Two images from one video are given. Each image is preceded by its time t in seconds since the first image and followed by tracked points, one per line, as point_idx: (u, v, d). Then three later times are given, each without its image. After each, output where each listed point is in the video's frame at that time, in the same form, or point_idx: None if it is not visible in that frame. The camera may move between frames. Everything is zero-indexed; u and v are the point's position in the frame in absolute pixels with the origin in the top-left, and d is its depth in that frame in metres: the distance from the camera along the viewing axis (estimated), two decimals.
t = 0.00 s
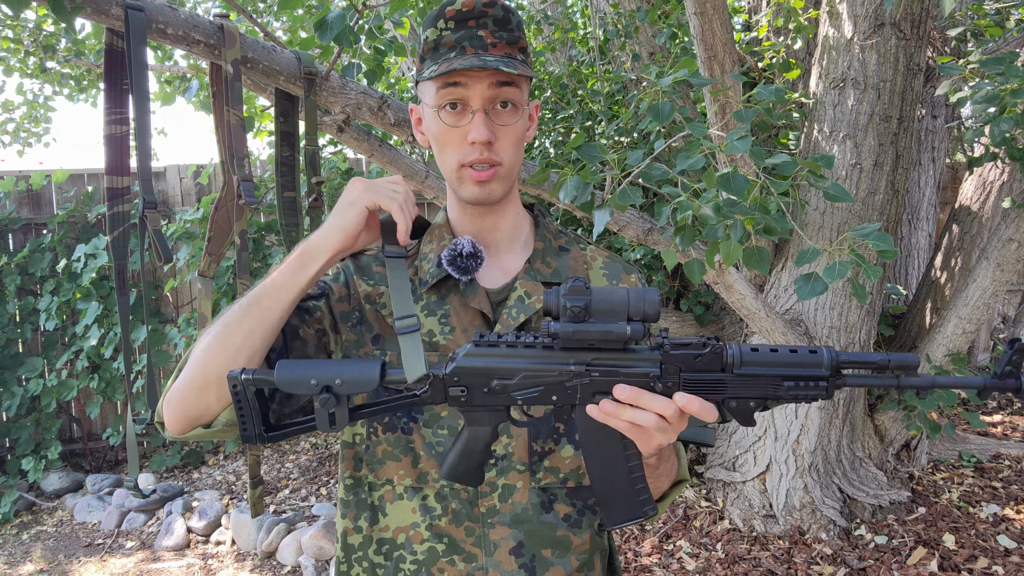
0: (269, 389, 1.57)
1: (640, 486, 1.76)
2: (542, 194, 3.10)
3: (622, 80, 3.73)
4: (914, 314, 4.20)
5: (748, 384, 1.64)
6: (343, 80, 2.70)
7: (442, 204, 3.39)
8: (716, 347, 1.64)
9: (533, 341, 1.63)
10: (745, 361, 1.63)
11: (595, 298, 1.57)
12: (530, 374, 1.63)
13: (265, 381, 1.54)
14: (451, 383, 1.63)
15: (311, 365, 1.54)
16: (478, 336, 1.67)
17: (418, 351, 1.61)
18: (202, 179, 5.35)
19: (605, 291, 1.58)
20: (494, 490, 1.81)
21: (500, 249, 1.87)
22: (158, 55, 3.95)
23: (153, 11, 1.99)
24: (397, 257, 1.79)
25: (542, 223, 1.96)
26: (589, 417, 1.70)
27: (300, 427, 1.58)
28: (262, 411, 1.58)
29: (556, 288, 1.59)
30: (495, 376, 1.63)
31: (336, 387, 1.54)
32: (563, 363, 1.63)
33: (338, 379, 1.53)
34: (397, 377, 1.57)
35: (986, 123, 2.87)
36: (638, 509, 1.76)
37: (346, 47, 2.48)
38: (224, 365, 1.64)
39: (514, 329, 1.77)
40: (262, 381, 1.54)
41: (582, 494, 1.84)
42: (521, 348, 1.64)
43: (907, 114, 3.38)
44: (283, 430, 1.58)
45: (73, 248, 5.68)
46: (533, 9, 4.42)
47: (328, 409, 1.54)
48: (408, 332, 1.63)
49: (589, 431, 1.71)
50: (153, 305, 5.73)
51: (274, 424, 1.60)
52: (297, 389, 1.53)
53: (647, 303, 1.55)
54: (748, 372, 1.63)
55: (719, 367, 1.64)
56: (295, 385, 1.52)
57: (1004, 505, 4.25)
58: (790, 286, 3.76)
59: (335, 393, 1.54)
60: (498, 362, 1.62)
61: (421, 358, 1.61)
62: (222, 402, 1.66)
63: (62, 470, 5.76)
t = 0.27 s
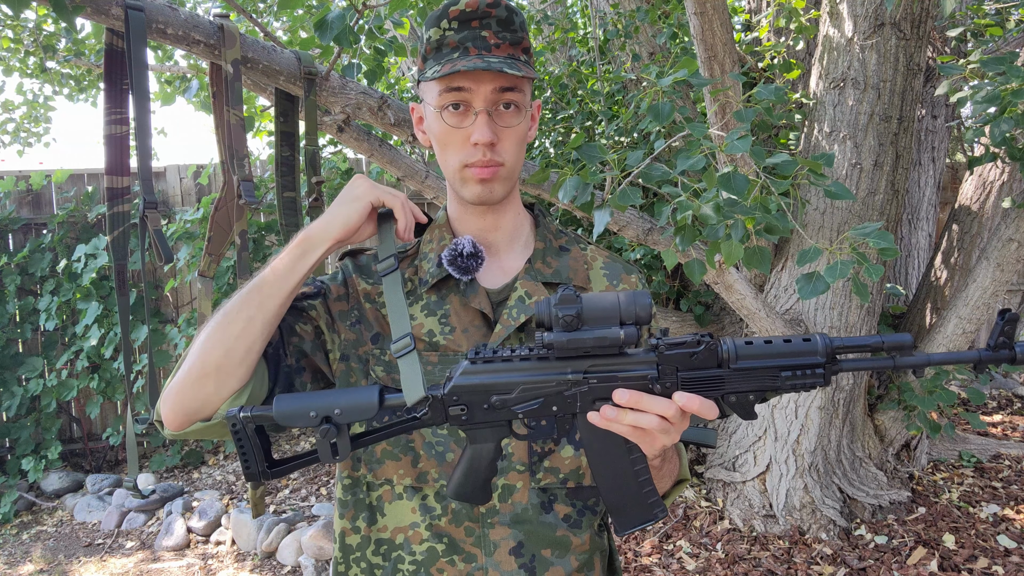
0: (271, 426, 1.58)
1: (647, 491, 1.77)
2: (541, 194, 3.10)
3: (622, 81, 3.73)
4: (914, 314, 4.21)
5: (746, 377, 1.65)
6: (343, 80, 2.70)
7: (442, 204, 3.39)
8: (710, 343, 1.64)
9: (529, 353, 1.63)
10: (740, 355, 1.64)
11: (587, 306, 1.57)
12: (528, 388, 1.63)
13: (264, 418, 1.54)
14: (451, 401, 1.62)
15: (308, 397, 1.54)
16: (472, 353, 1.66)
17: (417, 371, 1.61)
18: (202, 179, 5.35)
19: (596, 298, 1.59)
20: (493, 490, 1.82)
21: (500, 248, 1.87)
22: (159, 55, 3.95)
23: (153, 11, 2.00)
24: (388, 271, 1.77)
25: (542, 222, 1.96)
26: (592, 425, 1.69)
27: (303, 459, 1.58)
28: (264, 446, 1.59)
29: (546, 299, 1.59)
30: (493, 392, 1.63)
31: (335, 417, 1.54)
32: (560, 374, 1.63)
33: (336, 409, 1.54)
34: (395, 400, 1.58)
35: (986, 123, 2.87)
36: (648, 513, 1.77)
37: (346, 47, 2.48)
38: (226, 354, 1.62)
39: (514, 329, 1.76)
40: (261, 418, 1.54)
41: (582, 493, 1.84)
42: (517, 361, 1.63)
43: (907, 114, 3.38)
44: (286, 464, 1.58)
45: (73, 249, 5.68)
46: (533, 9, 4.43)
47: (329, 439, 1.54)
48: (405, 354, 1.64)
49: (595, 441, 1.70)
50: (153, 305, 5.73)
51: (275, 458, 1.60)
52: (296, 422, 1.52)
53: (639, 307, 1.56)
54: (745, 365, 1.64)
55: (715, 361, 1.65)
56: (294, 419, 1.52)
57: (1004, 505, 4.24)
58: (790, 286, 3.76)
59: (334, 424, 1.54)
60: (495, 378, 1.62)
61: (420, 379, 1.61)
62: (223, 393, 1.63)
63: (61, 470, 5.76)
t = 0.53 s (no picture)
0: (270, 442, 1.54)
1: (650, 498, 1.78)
2: (541, 194, 3.10)
3: (622, 80, 3.74)
4: (914, 313, 4.20)
5: (746, 386, 1.67)
6: (343, 80, 2.70)
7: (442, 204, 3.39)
8: (712, 351, 1.65)
9: (530, 366, 1.61)
10: (742, 364, 1.65)
11: (587, 317, 1.57)
12: (529, 400, 1.62)
13: (263, 435, 1.50)
14: (453, 414, 1.61)
15: (307, 413, 1.50)
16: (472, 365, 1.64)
17: (417, 392, 1.57)
18: (202, 179, 5.36)
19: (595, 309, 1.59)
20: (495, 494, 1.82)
21: (502, 249, 1.87)
22: (158, 56, 3.95)
23: (153, 11, 2.00)
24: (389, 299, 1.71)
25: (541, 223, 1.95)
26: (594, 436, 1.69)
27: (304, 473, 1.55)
28: (265, 461, 1.55)
29: (546, 311, 1.58)
30: (494, 405, 1.62)
31: (335, 433, 1.50)
32: (562, 386, 1.63)
33: (336, 425, 1.50)
34: (395, 414, 1.55)
35: (986, 122, 2.87)
36: (652, 519, 1.79)
37: (346, 47, 2.48)
38: (215, 384, 1.60)
39: (514, 331, 1.75)
40: (260, 435, 1.50)
41: (584, 496, 1.84)
42: (518, 374, 1.62)
43: (907, 114, 3.37)
44: (287, 479, 1.55)
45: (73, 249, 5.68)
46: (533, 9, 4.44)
47: (330, 454, 1.51)
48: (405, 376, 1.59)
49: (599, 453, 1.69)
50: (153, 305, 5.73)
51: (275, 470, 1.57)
52: (296, 439, 1.49)
53: (641, 318, 1.55)
54: (747, 374, 1.66)
55: (717, 370, 1.66)
56: (295, 436, 1.49)
57: (1004, 505, 4.24)
58: (790, 286, 3.76)
59: (335, 440, 1.51)
60: (496, 391, 1.60)
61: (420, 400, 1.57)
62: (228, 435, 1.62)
63: (62, 470, 5.76)
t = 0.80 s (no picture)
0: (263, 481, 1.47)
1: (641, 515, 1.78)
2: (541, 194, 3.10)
3: (622, 81, 3.74)
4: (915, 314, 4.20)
5: (749, 417, 1.66)
6: (344, 80, 2.70)
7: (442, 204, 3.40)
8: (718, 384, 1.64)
9: (533, 403, 1.53)
10: (746, 396, 1.64)
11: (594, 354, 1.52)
12: (534, 436, 1.54)
13: (256, 475, 1.43)
14: (456, 451, 1.53)
15: (303, 452, 1.43)
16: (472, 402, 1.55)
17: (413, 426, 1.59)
18: (202, 179, 5.36)
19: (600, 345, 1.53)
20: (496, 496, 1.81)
21: (501, 252, 1.87)
22: (158, 55, 3.95)
23: (153, 10, 2.00)
24: (397, 327, 1.71)
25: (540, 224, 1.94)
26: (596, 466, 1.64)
27: (299, 510, 1.48)
28: (258, 498, 1.48)
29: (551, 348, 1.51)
30: (496, 442, 1.54)
31: (332, 473, 1.43)
32: (565, 422, 1.54)
33: (334, 464, 1.43)
34: (393, 451, 1.49)
35: (986, 122, 2.87)
36: (651, 537, 1.80)
37: (346, 47, 2.47)
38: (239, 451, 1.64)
39: (513, 334, 1.74)
40: (253, 476, 1.43)
41: (584, 498, 1.84)
42: (522, 410, 1.53)
43: (907, 114, 3.37)
44: (282, 517, 1.48)
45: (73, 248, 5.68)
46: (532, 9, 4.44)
47: (327, 495, 1.43)
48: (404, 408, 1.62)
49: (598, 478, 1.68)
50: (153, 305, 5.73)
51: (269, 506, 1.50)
52: (290, 480, 1.42)
53: (647, 356, 1.54)
54: (751, 406, 1.65)
55: (722, 402, 1.64)
56: (289, 478, 1.42)
57: (1004, 505, 4.24)
58: (790, 286, 3.76)
59: (331, 480, 1.44)
60: (499, 428, 1.52)
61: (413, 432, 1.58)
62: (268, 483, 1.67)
63: (61, 470, 5.76)
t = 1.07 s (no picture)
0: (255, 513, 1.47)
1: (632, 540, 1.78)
2: (541, 194, 3.10)
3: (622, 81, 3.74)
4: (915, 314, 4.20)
5: (724, 459, 1.50)
6: (343, 80, 2.70)
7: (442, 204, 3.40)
8: (687, 428, 1.47)
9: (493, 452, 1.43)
10: (716, 439, 1.48)
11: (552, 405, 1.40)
12: (499, 482, 1.47)
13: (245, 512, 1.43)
14: (427, 493, 1.49)
15: (283, 490, 1.43)
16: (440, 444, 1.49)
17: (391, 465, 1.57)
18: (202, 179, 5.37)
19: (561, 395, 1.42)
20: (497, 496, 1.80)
21: (501, 252, 1.86)
22: (158, 55, 3.95)
23: (153, 11, 2.01)
24: (383, 350, 1.68)
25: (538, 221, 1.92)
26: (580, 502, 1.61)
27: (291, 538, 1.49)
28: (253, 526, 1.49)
29: (510, 400, 1.41)
30: (467, 483, 1.47)
31: (315, 510, 1.43)
32: (531, 466, 1.44)
33: (315, 505, 1.43)
34: (371, 489, 1.48)
35: (986, 122, 2.87)
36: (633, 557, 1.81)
37: (346, 47, 2.47)
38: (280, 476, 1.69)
39: (513, 331, 1.73)
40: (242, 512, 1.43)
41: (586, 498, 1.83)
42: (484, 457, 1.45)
43: (907, 114, 3.37)
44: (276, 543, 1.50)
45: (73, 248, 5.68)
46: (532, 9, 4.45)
47: (312, 531, 1.44)
48: (382, 443, 1.59)
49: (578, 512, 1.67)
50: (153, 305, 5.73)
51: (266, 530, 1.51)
52: (275, 517, 1.42)
53: (607, 409, 1.39)
54: (722, 450, 1.48)
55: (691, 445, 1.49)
56: (275, 515, 1.42)
57: (1004, 505, 4.24)
58: (790, 286, 3.76)
59: (316, 516, 1.44)
60: (464, 474, 1.45)
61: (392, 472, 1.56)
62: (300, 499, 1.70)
63: (62, 470, 5.76)
